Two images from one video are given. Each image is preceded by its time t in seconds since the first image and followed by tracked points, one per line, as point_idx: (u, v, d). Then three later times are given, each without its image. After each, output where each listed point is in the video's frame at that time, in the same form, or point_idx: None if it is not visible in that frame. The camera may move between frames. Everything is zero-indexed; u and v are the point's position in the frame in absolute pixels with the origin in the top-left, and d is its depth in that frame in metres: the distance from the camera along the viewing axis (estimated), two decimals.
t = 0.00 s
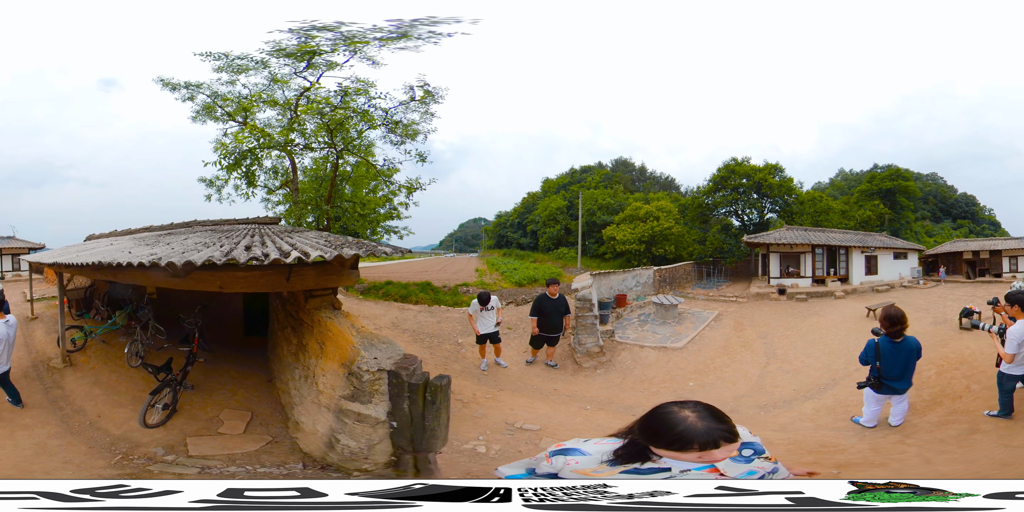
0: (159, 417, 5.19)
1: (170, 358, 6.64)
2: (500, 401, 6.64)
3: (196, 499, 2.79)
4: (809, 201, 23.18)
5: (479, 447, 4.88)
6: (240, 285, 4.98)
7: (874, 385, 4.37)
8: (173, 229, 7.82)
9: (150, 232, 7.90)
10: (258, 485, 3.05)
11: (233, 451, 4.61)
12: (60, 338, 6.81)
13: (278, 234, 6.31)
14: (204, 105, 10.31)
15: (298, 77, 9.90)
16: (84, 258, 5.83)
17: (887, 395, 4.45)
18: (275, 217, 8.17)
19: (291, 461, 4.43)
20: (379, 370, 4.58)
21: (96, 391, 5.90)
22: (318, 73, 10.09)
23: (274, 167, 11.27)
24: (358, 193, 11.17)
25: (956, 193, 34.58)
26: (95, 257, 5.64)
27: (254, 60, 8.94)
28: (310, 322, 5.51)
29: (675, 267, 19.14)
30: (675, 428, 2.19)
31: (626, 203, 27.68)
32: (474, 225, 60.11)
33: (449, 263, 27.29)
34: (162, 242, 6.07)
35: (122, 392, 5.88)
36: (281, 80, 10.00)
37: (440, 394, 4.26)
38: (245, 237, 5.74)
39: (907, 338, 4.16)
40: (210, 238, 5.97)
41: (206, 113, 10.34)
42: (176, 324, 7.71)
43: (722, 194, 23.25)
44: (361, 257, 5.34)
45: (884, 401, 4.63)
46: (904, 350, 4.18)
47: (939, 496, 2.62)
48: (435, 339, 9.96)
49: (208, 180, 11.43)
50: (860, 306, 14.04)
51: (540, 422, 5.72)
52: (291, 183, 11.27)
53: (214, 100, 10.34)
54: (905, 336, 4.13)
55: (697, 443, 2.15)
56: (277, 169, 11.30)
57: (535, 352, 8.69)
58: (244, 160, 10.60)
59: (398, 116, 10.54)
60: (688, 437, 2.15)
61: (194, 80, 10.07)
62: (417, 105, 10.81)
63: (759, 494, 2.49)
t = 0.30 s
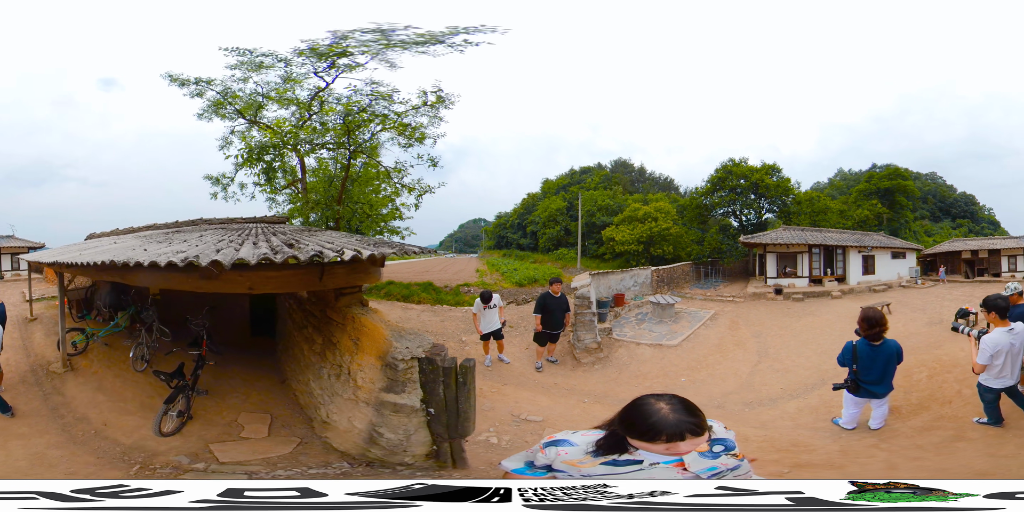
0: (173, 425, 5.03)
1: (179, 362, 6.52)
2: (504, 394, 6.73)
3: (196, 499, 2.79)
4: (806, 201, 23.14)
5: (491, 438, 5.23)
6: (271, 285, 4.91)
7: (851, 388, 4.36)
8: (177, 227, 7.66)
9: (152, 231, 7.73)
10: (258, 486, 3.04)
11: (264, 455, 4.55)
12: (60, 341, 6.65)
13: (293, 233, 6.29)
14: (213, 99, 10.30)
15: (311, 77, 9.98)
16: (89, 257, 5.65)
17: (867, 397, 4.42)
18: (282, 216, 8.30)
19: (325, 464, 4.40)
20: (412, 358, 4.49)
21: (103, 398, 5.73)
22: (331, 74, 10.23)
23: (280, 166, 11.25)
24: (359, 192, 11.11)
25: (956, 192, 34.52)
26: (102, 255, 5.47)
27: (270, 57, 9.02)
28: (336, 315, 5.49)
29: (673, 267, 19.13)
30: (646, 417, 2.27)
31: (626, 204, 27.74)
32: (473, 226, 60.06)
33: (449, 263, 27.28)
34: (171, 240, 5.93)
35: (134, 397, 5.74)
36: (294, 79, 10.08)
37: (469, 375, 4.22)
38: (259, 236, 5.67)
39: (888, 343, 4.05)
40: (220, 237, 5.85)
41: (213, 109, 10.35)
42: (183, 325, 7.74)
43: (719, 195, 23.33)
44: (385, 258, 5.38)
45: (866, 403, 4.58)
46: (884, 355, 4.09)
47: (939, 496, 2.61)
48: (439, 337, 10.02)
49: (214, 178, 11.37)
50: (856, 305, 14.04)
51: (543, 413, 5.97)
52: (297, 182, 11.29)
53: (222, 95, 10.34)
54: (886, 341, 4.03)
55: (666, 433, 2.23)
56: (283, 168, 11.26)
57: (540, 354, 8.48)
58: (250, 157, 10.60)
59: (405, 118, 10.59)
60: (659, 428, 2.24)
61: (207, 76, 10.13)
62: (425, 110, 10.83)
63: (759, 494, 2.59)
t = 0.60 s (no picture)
0: (209, 434, 4.74)
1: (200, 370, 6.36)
2: (507, 385, 7.13)
3: (195, 499, 2.78)
4: (802, 201, 23.08)
5: (500, 425, 5.65)
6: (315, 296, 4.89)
7: (814, 395, 4.33)
8: (183, 229, 7.37)
9: (156, 233, 7.39)
10: (258, 485, 3.02)
11: (317, 457, 4.63)
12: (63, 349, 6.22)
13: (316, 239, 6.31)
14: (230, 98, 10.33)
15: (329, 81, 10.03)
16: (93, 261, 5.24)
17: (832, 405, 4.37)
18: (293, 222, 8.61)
19: (369, 464, 4.56)
20: (448, 344, 4.92)
21: (113, 411, 5.35)
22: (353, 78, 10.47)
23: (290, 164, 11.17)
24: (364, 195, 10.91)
25: (955, 192, 34.50)
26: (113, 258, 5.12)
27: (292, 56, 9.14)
28: (370, 312, 5.59)
29: (670, 268, 19.13)
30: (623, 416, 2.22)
31: (624, 206, 27.79)
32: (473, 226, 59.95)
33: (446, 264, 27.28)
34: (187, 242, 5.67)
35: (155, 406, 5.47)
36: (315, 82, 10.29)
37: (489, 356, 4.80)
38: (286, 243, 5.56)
39: (856, 352, 3.99)
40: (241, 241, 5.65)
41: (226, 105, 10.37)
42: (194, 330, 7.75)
43: (716, 196, 23.46)
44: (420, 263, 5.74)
45: (833, 411, 4.53)
46: (849, 363, 4.05)
47: (939, 496, 2.60)
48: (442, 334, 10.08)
49: (226, 177, 11.32)
50: (850, 306, 14.03)
51: (542, 402, 6.51)
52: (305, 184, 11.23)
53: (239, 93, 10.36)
54: (853, 350, 3.96)
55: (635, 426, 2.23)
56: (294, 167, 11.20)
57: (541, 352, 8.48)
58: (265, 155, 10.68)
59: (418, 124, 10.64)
60: (626, 414, 2.22)
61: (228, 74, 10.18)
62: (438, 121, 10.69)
63: (759, 494, 2.65)
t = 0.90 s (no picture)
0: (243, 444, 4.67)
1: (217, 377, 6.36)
2: (507, 381, 7.44)
3: (196, 499, 2.76)
4: (801, 202, 23.05)
5: (502, 416, 6.02)
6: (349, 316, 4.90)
7: (784, 402, 4.36)
8: (190, 234, 7.05)
9: (158, 237, 7.01)
10: (258, 485, 3.00)
11: (351, 457, 4.67)
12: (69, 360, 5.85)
13: (337, 255, 6.38)
14: (244, 98, 10.32)
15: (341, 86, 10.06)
16: (107, 272, 4.86)
17: (804, 412, 4.38)
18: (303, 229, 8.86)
19: (399, 459, 4.68)
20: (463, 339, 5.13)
21: (129, 425, 5.08)
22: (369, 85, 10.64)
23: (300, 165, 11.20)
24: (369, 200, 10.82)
25: (954, 192, 34.46)
26: (132, 271, 4.78)
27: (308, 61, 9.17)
28: (391, 317, 5.72)
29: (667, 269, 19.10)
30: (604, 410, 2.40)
31: (624, 207, 27.79)
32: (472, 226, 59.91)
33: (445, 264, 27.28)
34: (210, 254, 5.45)
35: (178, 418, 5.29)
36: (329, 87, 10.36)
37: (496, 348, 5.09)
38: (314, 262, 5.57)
39: (827, 365, 3.99)
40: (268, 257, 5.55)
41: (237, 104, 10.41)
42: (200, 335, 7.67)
43: (713, 198, 23.44)
44: (440, 280, 5.99)
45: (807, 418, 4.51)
46: (819, 373, 4.05)
47: (939, 496, 2.59)
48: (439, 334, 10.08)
49: (234, 179, 11.30)
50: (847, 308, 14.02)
51: (541, 396, 6.78)
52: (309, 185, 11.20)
53: (253, 93, 10.36)
54: (824, 363, 3.96)
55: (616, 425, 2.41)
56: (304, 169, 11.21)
57: (541, 350, 8.62)
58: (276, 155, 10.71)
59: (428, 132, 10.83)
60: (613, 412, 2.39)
61: (243, 74, 10.19)
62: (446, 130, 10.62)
63: (759, 494, 2.61)
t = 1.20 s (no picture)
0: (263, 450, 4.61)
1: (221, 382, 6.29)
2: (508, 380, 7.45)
3: (196, 499, 2.76)
4: (800, 203, 23.03)
5: (505, 414, 6.05)
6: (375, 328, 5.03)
7: (769, 405, 4.36)
8: (193, 240, 6.86)
9: (160, 243, 6.79)
10: (258, 485, 3.00)
11: (367, 456, 4.68)
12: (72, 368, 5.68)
13: (348, 265, 6.38)
14: (249, 98, 10.31)
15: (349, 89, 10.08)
16: (117, 286, 4.66)
17: (788, 416, 4.38)
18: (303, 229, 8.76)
19: (409, 457, 4.70)
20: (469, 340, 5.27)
21: (137, 433, 4.97)
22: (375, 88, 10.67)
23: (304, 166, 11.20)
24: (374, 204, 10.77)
25: (954, 192, 34.48)
26: (144, 286, 4.61)
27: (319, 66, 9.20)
28: (401, 321, 5.73)
29: (666, 270, 19.10)
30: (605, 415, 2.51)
31: (623, 207, 27.77)
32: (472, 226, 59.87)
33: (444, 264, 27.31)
34: (223, 265, 5.40)
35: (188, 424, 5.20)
36: (335, 89, 10.34)
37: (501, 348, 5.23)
38: (331, 276, 5.58)
39: (812, 371, 3.98)
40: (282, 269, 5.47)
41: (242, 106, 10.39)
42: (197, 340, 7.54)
43: (712, 198, 23.43)
44: (450, 290, 6.08)
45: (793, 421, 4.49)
46: (803, 379, 4.04)
47: (939, 496, 2.59)
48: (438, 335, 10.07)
49: (237, 180, 11.27)
50: (844, 309, 14.03)
51: (540, 395, 6.80)
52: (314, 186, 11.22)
53: (259, 94, 10.35)
54: (809, 369, 3.95)
55: (619, 434, 2.47)
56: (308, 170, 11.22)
57: (541, 350, 8.63)
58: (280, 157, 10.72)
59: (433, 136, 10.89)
60: (617, 428, 2.48)
61: (249, 74, 10.17)
62: (452, 133, 10.61)
63: (759, 494, 2.61)
